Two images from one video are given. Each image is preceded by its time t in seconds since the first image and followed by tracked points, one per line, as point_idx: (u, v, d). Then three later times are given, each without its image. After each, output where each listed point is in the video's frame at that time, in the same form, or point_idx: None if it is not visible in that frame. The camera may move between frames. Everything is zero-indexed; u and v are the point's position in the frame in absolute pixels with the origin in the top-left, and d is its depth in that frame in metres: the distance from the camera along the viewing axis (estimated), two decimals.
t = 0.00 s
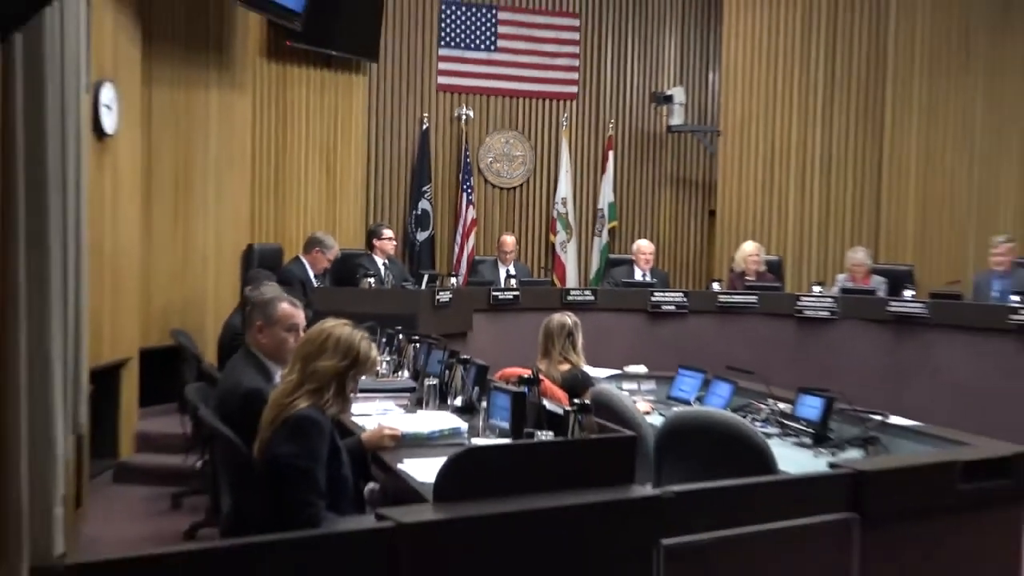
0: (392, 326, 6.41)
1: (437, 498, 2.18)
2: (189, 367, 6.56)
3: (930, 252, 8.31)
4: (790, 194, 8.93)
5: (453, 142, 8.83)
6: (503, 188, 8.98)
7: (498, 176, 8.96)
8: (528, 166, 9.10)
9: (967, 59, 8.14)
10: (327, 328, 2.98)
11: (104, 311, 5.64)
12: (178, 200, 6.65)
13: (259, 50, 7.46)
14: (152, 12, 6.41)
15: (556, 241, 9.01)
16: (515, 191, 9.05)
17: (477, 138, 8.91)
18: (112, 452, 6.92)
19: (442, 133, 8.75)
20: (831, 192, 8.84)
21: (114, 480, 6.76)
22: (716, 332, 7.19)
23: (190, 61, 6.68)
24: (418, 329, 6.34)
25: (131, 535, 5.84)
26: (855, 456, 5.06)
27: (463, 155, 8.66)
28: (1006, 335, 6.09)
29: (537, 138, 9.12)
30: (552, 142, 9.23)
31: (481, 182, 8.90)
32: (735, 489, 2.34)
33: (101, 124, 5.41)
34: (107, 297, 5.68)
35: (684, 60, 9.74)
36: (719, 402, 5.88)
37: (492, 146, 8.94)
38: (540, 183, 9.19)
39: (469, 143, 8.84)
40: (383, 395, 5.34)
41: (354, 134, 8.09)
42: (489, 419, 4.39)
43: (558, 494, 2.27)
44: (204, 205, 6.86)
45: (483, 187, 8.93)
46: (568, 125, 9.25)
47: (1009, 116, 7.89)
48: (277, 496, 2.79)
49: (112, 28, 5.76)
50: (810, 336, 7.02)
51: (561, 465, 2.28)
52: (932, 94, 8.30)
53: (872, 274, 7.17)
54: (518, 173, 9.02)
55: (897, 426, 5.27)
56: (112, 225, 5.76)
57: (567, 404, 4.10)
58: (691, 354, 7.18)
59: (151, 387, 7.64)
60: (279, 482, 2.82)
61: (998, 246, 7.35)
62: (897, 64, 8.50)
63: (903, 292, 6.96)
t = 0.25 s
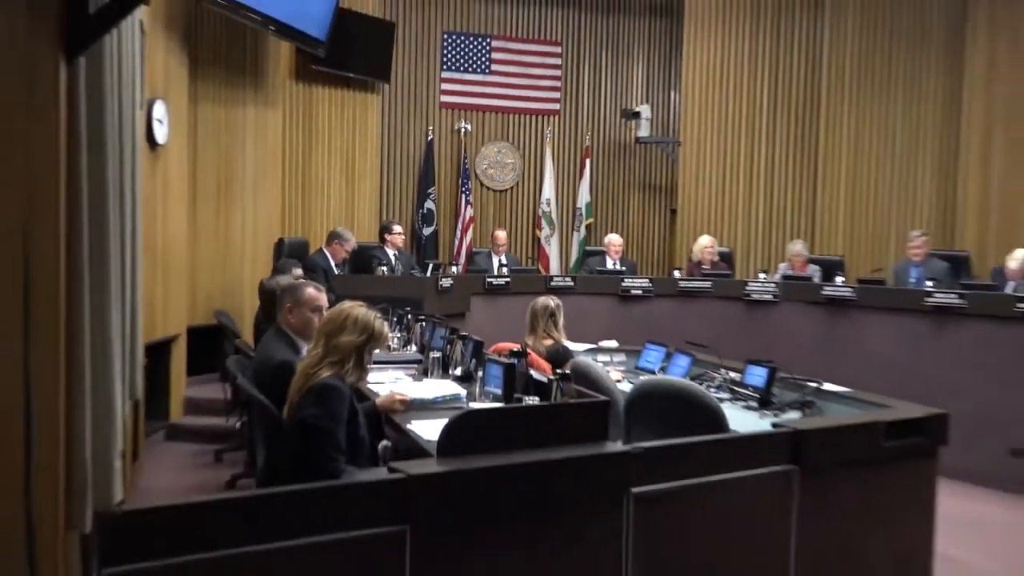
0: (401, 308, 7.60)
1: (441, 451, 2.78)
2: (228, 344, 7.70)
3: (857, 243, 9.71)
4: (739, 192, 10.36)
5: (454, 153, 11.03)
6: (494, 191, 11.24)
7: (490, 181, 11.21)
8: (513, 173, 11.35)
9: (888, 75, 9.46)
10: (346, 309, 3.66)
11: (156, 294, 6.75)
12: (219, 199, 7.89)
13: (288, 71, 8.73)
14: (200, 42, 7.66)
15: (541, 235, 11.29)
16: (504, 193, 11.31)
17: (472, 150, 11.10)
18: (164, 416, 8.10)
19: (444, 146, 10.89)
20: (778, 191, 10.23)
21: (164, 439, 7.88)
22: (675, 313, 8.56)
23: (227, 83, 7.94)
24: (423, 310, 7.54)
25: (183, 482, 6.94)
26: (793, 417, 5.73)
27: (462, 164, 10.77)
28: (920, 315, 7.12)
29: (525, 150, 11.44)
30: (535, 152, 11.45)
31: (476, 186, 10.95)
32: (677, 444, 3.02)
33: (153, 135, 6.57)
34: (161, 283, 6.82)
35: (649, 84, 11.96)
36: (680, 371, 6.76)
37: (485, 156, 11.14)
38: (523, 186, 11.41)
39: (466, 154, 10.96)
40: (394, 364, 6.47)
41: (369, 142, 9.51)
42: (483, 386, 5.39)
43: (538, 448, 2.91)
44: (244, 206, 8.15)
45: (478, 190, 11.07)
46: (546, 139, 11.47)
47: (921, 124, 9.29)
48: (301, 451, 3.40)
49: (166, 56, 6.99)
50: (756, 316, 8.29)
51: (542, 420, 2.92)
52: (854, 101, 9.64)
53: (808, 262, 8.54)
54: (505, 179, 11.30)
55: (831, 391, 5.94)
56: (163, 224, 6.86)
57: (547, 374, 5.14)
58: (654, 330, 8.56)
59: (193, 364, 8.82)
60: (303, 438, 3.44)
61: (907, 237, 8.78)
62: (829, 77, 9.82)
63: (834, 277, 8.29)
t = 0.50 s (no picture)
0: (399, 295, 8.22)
1: (436, 428, 2.99)
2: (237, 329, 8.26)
3: (819, 231, 10.63)
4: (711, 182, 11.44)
5: (448, 150, 11.80)
6: (485, 186, 12.04)
7: (481, 176, 12.01)
8: (503, 169, 12.13)
9: (847, 78, 10.32)
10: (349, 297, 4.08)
11: (173, 280, 7.30)
12: (230, 195, 8.51)
13: (294, 77, 9.40)
14: (212, 49, 8.28)
15: (529, 229, 12.07)
16: (494, 187, 12.11)
17: (465, 147, 11.90)
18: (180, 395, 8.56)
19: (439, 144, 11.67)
20: (745, 183, 11.26)
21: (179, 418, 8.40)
22: (652, 300, 9.29)
23: (236, 87, 8.55)
24: (420, 297, 8.16)
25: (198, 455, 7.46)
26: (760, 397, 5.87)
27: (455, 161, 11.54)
28: (877, 300, 7.77)
29: (514, 149, 12.21)
30: (523, 149, 12.24)
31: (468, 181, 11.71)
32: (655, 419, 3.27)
33: (169, 135, 7.12)
34: (176, 270, 7.38)
35: (631, 87, 12.70)
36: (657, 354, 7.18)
37: (476, 153, 11.94)
38: (512, 181, 12.20)
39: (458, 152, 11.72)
40: (393, 347, 7.05)
41: (369, 142, 10.24)
42: (476, 368, 5.93)
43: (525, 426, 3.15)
44: (251, 202, 8.77)
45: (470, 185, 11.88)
46: (534, 137, 12.26)
47: (878, 124, 10.06)
48: (308, 426, 3.73)
49: (180, 61, 7.56)
50: (728, 302, 8.95)
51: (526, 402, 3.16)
52: (814, 101, 10.56)
53: (776, 253, 9.28)
54: (495, 174, 12.09)
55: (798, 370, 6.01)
56: (179, 217, 7.42)
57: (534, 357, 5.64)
58: (634, 317, 9.31)
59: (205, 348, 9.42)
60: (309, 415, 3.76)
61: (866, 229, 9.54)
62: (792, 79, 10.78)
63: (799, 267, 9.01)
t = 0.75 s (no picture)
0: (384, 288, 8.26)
1: (421, 421, 3.03)
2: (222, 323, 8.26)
3: (800, 224, 10.78)
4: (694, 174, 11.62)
5: (434, 144, 11.83)
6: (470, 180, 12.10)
7: (467, 170, 12.08)
8: (489, 163, 12.19)
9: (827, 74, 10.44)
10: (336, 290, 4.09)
11: (157, 272, 7.29)
12: (214, 188, 8.50)
13: (278, 71, 9.42)
14: (195, 41, 8.28)
15: (514, 223, 12.13)
16: (480, 181, 12.18)
17: (451, 142, 11.95)
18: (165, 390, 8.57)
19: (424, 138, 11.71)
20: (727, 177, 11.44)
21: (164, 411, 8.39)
22: (637, 293, 9.34)
23: (220, 81, 8.54)
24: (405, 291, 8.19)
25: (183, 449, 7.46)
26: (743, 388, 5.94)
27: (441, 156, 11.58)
28: (857, 293, 7.88)
29: (499, 144, 12.26)
30: (509, 144, 12.31)
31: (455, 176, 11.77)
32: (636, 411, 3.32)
33: (153, 129, 7.11)
34: (160, 263, 7.37)
35: (615, 81, 12.76)
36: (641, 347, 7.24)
37: (462, 147, 12.01)
38: (499, 175, 12.27)
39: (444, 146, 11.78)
40: (379, 341, 7.09)
41: (355, 136, 10.26)
42: (461, 361, 5.98)
43: (509, 418, 3.19)
44: (235, 196, 8.77)
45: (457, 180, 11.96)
46: (520, 131, 12.32)
47: (858, 118, 10.17)
48: (292, 418, 3.77)
49: (164, 55, 7.55)
50: (710, 295, 9.05)
51: (509, 396, 3.21)
52: (795, 96, 10.70)
53: (758, 246, 9.39)
54: (482, 168, 12.16)
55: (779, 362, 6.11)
56: (163, 210, 7.41)
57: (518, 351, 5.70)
58: (618, 310, 9.35)
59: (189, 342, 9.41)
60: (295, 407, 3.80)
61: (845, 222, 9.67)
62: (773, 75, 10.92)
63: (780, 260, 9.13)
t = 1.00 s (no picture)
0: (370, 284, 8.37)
1: (408, 416, 3.16)
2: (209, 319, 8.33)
3: (779, 220, 11.00)
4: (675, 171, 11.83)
5: (420, 142, 11.95)
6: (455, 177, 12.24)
7: (452, 168, 12.22)
8: (474, 160, 12.33)
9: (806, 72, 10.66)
10: (322, 287, 4.18)
11: (143, 269, 7.31)
12: (201, 186, 8.57)
13: (264, 69, 9.51)
14: (181, 38, 8.35)
15: (498, 219, 12.28)
16: (465, 179, 12.32)
17: (437, 139, 12.08)
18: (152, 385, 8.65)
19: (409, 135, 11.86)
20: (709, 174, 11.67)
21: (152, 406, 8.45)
22: (619, 289, 9.51)
23: (206, 78, 8.62)
24: (391, 287, 8.31)
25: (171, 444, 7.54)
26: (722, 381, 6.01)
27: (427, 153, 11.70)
28: (834, 288, 8.08)
29: (484, 141, 12.39)
30: (494, 142, 12.44)
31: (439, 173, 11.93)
32: (614, 405, 3.45)
33: (140, 126, 7.20)
34: (147, 260, 7.39)
35: (598, 80, 12.89)
36: (623, 341, 7.37)
37: (448, 144, 12.15)
38: (484, 172, 12.38)
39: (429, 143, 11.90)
40: (364, 337, 7.18)
41: (341, 133, 10.36)
42: (446, 356, 6.08)
43: (492, 412, 3.32)
44: (221, 192, 8.83)
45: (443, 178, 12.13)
46: (505, 129, 12.47)
47: (836, 116, 10.37)
48: (279, 411, 3.88)
49: (150, 53, 7.60)
50: (691, 290, 9.22)
51: (493, 391, 3.34)
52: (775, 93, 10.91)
53: (738, 242, 9.54)
54: (467, 165, 12.30)
55: (759, 356, 6.27)
56: (150, 204, 7.48)
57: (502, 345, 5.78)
58: (600, 306, 9.53)
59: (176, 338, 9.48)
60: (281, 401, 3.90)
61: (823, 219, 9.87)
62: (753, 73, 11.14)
63: (760, 256, 9.31)
